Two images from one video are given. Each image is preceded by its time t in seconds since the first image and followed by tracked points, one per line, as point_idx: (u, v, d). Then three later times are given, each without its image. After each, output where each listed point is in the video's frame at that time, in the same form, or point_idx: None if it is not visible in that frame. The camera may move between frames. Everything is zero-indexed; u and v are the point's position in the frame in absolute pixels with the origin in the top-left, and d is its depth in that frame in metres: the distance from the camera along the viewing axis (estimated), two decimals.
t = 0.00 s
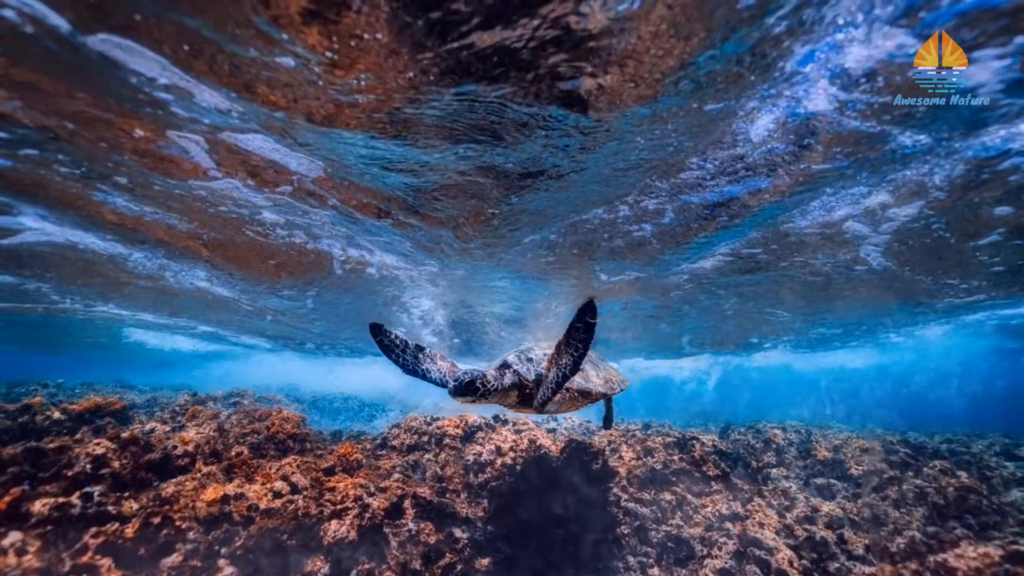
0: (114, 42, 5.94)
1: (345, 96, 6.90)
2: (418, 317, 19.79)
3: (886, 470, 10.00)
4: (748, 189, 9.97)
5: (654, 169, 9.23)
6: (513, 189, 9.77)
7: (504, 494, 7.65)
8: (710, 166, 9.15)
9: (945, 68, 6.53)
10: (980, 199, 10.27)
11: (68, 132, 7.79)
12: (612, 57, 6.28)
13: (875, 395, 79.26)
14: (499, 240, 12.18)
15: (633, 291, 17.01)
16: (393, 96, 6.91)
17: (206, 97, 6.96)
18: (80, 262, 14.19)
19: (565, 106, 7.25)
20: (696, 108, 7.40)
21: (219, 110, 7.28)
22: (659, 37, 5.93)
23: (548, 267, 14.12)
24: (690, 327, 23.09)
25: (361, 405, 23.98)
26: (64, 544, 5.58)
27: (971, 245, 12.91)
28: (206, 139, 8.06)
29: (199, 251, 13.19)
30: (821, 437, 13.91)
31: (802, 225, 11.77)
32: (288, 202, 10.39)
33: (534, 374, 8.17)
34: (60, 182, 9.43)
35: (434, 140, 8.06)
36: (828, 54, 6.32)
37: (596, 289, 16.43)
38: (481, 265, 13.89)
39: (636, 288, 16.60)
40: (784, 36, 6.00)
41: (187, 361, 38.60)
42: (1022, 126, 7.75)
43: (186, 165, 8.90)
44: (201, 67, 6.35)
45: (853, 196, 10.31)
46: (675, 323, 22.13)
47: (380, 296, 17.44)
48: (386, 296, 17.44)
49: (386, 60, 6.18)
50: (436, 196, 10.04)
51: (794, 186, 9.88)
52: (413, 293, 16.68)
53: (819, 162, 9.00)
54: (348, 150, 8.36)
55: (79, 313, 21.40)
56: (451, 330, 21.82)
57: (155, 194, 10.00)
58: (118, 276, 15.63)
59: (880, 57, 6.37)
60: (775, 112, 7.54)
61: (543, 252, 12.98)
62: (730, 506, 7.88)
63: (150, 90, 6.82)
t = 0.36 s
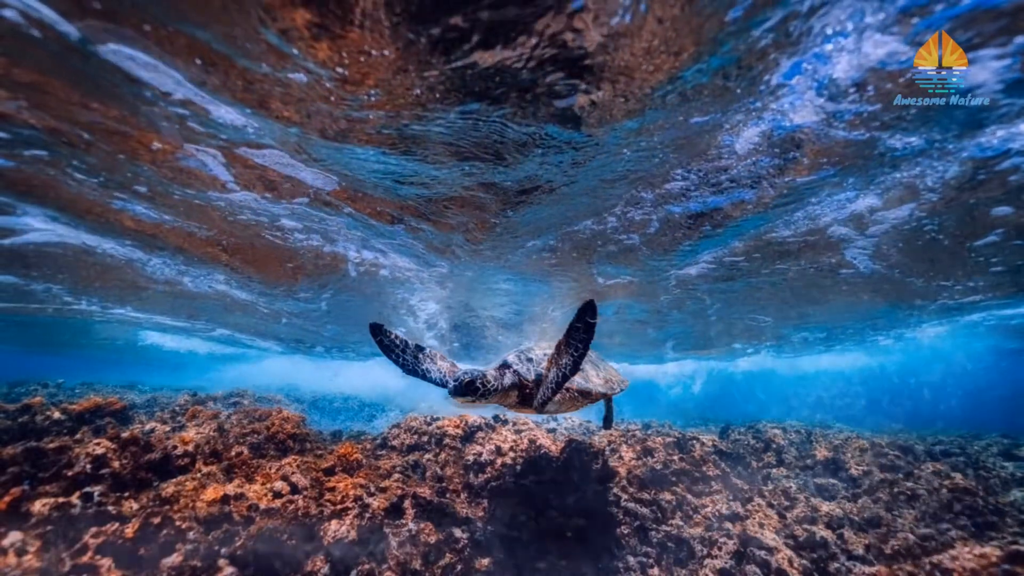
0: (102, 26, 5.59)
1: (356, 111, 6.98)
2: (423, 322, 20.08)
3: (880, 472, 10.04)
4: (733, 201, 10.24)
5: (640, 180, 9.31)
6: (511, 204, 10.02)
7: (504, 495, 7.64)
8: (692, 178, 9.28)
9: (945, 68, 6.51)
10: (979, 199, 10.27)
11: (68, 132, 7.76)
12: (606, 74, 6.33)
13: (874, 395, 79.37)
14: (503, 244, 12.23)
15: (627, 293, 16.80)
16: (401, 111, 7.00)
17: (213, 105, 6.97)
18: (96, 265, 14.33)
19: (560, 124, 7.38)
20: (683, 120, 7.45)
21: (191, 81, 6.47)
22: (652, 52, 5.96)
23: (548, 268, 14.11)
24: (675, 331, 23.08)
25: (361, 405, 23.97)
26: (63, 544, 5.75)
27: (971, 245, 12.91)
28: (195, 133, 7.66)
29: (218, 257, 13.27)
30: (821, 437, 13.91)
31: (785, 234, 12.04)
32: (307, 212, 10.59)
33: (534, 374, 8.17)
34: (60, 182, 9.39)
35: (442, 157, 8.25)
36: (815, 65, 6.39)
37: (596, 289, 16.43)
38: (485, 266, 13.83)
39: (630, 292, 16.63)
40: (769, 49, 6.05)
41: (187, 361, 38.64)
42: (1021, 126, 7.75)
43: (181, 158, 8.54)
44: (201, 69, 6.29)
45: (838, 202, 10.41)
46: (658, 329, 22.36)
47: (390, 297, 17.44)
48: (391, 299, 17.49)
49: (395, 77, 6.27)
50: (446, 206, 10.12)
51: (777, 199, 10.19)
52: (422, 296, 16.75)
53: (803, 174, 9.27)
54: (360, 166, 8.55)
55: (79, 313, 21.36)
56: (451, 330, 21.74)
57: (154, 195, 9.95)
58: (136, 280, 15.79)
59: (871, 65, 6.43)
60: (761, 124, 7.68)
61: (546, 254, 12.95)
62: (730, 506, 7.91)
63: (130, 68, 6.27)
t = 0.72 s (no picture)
0: (110, 37, 5.87)
1: (365, 127, 7.73)
2: (426, 322, 20.43)
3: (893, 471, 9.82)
4: (717, 210, 11.03)
5: (666, 160, 8.97)
6: (508, 215, 11.00)
7: (505, 494, 7.65)
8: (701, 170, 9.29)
9: (945, 68, 6.52)
10: (980, 199, 10.28)
11: (69, 131, 7.81)
12: (598, 89, 6.92)
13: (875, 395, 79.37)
14: (500, 236, 12.09)
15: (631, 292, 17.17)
16: (386, 85, 6.73)
17: (232, 122, 7.62)
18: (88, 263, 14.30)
19: (570, 93, 6.97)
20: (707, 98, 7.20)
21: (206, 97, 7.02)
22: (644, 66, 6.44)
23: (548, 267, 14.16)
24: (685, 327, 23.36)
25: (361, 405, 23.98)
26: (63, 543, 5.79)
27: (971, 245, 12.93)
28: (209, 142, 8.15)
29: (186, 247, 13.06)
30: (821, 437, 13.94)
31: (767, 242, 12.99)
32: (276, 191, 10.01)
33: (535, 374, 8.17)
34: (60, 181, 9.41)
35: (448, 170, 9.11)
36: (835, 47, 6.20)
37: (596, 289, 16.47)
38: (487, 267, 14.06)
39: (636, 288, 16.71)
40: (757, 61, 6.41)
41: (187, 361, 38.71)
42: (1021, 126, 7.75)
43: (186, 164, 8.95)
44: (201, 66, 6.33)
45: (825, 209, 11.03)
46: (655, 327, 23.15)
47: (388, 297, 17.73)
48: (397, 300, 17.88)
49: (379, 48, 6.02)
50: (453, 213, 10.90)
51: (759, 210, 11.06)
52: (425, 296, 16.89)
53: (787, 187, 10.01)
54: (373, 174, 9.28)
55: (79, 313, 21.36)
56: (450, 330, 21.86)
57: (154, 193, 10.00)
58: (154, 283, 16.50)
59: (888, 51, 6.27)
60: (746, 137, 8.23)
61: (545, 253, 13.09)
62: (730, 507, 7.92)
63: (138, 79, 6.62)
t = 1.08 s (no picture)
0: (118, 46, 6.00)
1: (348, 100, 6.94)
2: (419, 318, 19.82)
3: (884, 470, 10.02)
4: (745, 192, 10.06)
5: (650, 172, 9.31)
6: (513, 194, 9.88)
7: (505, 493, 7.67)
8: (706, 170, 9.20)
9: (945, 68, 6.53)
10: (980, 199, 10.27)
11: (69, 133, 7.83)
12: (612, 61, 6.30)
13: (875, 395, 79.44)
14: (500, 241, 12.25)
15: (632, 292, 17.05)
16: (395, 99, 6.92)
17: (200, 92, 6.81)
18: (84, 262, 14.22)
19: (564, 111, 7.28)
20: (692, 111, 7.45)
21: (222, 113, 7.30)
22: (657, 41, 5.96)
23: (548, 267, 14.18)
24: (688, 328, 23.32)
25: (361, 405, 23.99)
26: (63, 544, 5.86)
27: (971, 245, 12.92)
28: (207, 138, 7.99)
29: (205, 253, 13.22)
30: (821, 437, 13.95)
31: (787, 232, 12.21)
32: (293, 205, 10.45)
33: (534, 374, 8.17)
34: (60, 181, 9.42)
35: (436, 145, 8.10)
36: (824, 56, 6.35)
37: (596, 289, 16.50)
38: (480, 265, 13.94)
39: (635, 289, 16.74)
40: (779, 40, 6.03)
41: (186, 361, 38.66)
42: (1022, 126, 7.75)
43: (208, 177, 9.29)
44: (201, 68, 6.36)
45: (849, 197, 10.32)
46: (671, 323, 22.10)
47: (381, 296, 17.40)
48: (384, 296, 17.42)
49: (388, 64, 6.23)
50: (438, 199, 10.08)
51: (780, 195, 10.24)
52: (414, 293, 16.69)
53: (801, 176, 9.46)
54: (350, 154, 8.41)
55: (78, 313, 21.35)
56: (451, 330, 21.90)
57: (153, 194, 9.97)
58: (122, 277, 15.67)
59: (878, 59, 6.39)
60: (772, 115, 7.58)
61: (544, 252, 13.07)
62: (730, 506, 7.85)
63: (153, 93, 6.84)
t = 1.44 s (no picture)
0: (106, 30, 5.71)
1: (356, 111, 7.10)
2: (423, 321, 20.05)
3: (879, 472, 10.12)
4: (733, 201, 10.33)
5: (639, 181, 9.46)
6: (511, 204, 10.18)
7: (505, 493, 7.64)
8: (693, 178, 9.39)
9: (945, 68, 6.52)
10: (979, 199, 10.28)
11: (67, 131, 7.78)
12: (606, 74, 6.43)
13: (875, 395, 79.44)
14: (503, 244, 12.34)
15: (627, 292, 16.84)
16: (401, 111, 7.10)
17: (215, 106, 7.05)
18: (95, 265, 14.34)
19: (561, 124, 7.51)
20: (681, 121, 7.58)
21: (235, 125, 7.52)
22: (652, 52, 6.05)
23: (548, 267, 14.17)
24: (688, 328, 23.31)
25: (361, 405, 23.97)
26: (64, 544, 5.86)
27: (971, 245, 12.92)
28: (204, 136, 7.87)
29: (219, 257, 13.31)
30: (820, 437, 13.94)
31: (785, 234, 12.12)
32: (308, 212, 10.70)
33: (535, 374, 8.17)
34: (61, 181, 9.40)
35: (442, 156, 8.36)
36: (815, 65, 6.47)
37: (596, 289, 16.48)
38: (485, 265, 13.85)
39: (633, 291, 16.77)
40: (769, 49, 6.14)
41: (187, 361, 38.63)
42: (1021, 126, 7.75)
43: (220, 185, 9.51)
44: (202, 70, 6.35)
45: (838, 202, 10.46)
46: (660, 328, 22.34)
47: (384, 296, 17.40)
48: (392, 297, 17.46)
49: (394, 77, 6.37)
50: (446, 206, 10.26)
51: (777, 199, 10.25)
52: (421, 295, 16.69)
53: (803, 174, 9.34)
54: (360, 165, 8.66)
55: (78, 313, 21.33)
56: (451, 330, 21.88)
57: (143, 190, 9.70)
58: (136, 281, 15.82)
59: (871, 66, 6.49)
60: (761, 124, 7.76)
61: (546, 254, 13.03)
62: (730, 506, 7.77)
63: (164, 103, 7.02)
